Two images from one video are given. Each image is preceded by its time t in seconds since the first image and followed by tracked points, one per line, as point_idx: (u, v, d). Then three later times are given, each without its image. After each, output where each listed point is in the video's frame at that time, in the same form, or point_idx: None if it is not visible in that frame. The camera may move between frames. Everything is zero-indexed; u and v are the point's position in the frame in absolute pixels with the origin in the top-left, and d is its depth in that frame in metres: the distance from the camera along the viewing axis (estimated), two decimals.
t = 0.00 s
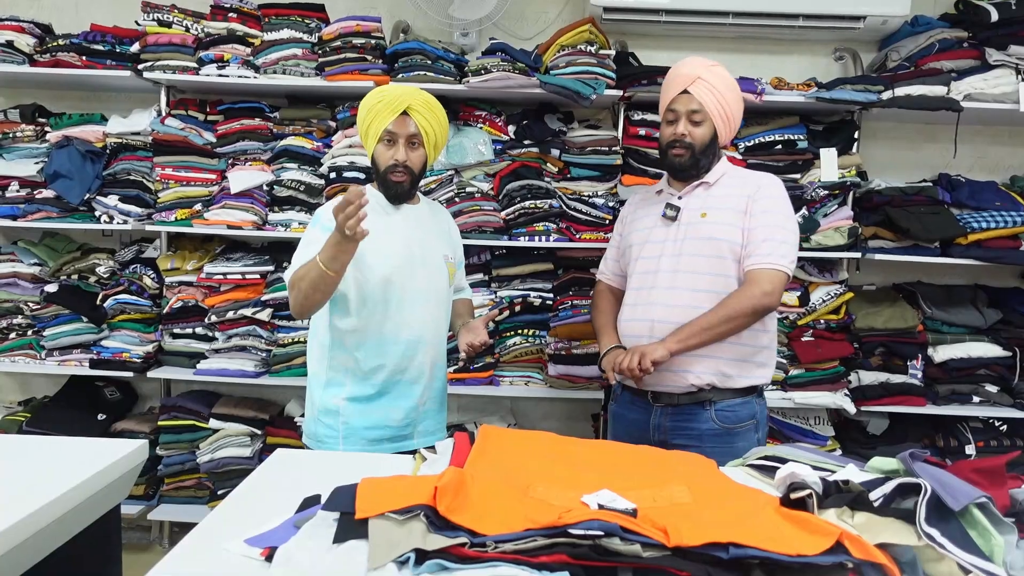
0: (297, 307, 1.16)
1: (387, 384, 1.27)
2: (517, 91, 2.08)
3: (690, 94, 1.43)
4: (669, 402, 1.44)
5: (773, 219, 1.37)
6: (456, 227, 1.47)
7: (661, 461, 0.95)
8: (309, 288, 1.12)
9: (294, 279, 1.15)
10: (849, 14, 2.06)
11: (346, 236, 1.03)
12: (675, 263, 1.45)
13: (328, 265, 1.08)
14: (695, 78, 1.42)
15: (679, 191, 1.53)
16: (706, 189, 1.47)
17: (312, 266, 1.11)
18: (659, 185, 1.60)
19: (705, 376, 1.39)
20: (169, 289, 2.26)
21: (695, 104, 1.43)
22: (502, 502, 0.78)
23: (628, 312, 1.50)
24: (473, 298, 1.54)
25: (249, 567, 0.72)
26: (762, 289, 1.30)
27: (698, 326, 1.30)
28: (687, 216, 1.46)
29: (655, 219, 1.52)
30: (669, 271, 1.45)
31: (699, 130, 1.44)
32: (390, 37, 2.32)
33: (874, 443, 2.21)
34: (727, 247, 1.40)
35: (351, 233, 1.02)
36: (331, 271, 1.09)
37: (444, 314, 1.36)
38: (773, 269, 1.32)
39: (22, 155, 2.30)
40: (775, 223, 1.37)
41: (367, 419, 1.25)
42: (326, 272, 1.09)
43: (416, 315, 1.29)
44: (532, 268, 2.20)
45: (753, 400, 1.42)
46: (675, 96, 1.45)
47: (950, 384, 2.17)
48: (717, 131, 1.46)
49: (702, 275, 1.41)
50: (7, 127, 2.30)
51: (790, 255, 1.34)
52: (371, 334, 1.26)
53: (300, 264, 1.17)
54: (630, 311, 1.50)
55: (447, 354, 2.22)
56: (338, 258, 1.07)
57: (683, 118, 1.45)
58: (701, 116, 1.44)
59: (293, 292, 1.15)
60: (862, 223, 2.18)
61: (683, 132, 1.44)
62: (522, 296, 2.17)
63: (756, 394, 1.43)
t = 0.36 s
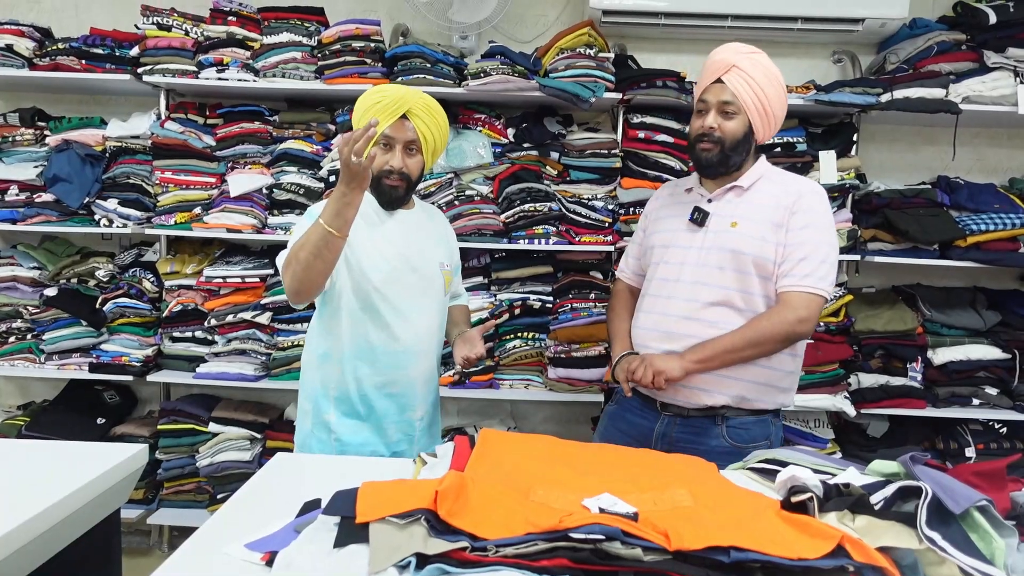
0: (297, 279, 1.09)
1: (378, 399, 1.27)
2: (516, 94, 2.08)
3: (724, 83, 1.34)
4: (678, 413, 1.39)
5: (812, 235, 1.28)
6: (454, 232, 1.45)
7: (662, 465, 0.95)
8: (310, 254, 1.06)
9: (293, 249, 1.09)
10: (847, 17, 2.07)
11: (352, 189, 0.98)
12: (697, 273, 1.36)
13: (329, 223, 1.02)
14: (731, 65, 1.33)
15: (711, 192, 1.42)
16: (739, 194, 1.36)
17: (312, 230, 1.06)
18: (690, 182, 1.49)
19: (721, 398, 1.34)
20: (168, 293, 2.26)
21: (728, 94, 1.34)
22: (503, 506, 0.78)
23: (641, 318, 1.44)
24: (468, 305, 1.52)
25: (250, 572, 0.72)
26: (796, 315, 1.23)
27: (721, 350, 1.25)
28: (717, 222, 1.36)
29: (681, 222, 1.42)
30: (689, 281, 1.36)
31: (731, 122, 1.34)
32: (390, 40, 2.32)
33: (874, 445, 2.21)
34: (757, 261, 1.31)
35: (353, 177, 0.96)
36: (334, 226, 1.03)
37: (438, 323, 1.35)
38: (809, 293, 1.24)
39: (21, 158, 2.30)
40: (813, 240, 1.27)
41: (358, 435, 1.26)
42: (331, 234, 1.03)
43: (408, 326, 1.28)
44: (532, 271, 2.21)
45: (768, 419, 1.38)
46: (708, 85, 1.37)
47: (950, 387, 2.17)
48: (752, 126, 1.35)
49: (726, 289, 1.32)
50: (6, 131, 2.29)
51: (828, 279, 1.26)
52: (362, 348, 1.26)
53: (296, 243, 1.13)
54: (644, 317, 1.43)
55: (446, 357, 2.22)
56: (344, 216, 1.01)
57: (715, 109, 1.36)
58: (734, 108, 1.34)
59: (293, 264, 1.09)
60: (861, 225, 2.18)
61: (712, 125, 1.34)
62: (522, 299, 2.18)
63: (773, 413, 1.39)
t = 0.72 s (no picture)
0: (289, 330, 1.06)
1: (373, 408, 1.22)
2: (519, 93, 2.08)
3: (721, 74, 1.33)
4: (684, 423, 1.38)
5: (823, 242, 1.28)
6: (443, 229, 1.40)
7: (664, 465, 0.94)
8: (302, 317, 1.02)
9: (285, 303, 1.04)
10: (850, 17, 2.06)
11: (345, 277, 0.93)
12: (703, 277, 1.34)
13: (324, 298, 0.98)
14: (728, 56, 1.33)
15: (717, 191, 1.40)
16: (747, 195, 1.35)
17: (306, 294, 1.00)
18: (688, 177, 1.46)
19: (729, 408, 1.34)
20: (171, 291, 2.26)
21: (726, 85, 1.33)
22: (505, 506, 0.78)
23: (645, 322, 1.41)
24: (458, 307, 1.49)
25: (252, 571, 0.72)
26: (810, 325, 1.24)
27: (734, 360, 1.24)
28: (724, 224, 1.34)
29: (685, 221, 1.40)
30: (696, 286, 1.35)
31: (729, 112, 1.33)
32: (392, 39, 2.32)
33: (876, 446, 2.21)
34: (766, 267, 1.30)
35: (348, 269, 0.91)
36: (329, 299, 0.97)
37: (433, 325, 1.30)
38: (822, 303, 1.25)
39: (24, 156, 2.30)
40: (824, 248, 1.27)
41: (352, 448, 1.21)
42: (322, 307, 0.99)
43: (402, 331, 1.23)
44: (534, 271, 2.20)
45: (772, 424, 1.38)
46: (706, 76, 1.37)
47: (952, 388, 2.17)
48: (753, 117, 1.33)
49: (733, 295, 1.31)
50: (9, 129, 2.30)
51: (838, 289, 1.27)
52: (354, 357, 1.20)
53: (291, 283, 1.07)
54: (646, 322, 1.41)
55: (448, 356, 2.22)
56: (338, 297, 0.97)
57: (711, 100, 1.36)
58: (732, 99, 1.33)
59: (285, 315, 1.04)
60: (864, 226, 2.18)
61: (709, 116, 1.34)
62: (524, 298, 2.17)
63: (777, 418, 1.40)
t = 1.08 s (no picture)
0: (271, 345, 1.03)
1: (364, 418, 1.18)
2: (520, 92, 2.08)
3: (674, 69, 1.33)
4: (670, 436, 1.34)
5: (790, 236, 1.33)
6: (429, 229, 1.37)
7: (664, 465, 0.94)
8: (285, 333, 0.99)
9: (266, 318, 1.00)
10: (851, 16, 2.06)
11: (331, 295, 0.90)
12: (683, 277, 1.32)
13: (308, 313, 0.94)
14: (678, 50, 1.33)
15: (680, 188, 1.39)
16: (711, 190, 1.35)
17: (288, 307, 0.97)
18: (640, 175, 1.44)
19: (717, 410, 1.32)
20: (171, 289, 2.26)
21: (681, 79, 1.33)
22: (504, 505, 0.78)
23: (624, 329, 1.35)
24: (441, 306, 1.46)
25: (252, 570, 0.72)
26: (788, 319, 1.29)
27: (722, 360, 1.23)
28: (697, 221, 1.33)
29: (654, 220, 1.36)
30: (677, 287, 1.32)
31: (687, 107, 1.33)
32: (393, 38, 2.32)
33: (876, 446, 2.21)
34: (746, 263, 1.31)
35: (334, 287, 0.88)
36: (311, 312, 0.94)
37: (424, 326, 1.27)
38: (793, 297, 1.30)
39: (24, 154, 2.30)
40: (791, 242, 1.32)
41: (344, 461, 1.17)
42: (305, 323, 0.95)
43: (390, 336, 1.19)
44: (534, 270, 2.20)
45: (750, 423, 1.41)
46: (657, 73, 1.35)
47: (952, 388, 2.17)
48: (709, 111, 1.34)
49: (716, 294, 1.31)
50: (9, 127, 2.29)
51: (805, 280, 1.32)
52: (341, 366, 1.16)
53: (271, 294, 1.03)
54: (627, 330, 1.34)
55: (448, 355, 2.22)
56: (323, 312, 0.94)
57: (667, 97, 1.35)
58: (688, 93, 1.33)
59: (266, 331, 1.01)
60: (864, 226, 2.18)
61: (667, 112, 1.33)
62: (524, 298, 2.15)
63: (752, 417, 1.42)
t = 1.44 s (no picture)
0: (264, 334, 1.01)
1: (364, 422, 1.18)
2: (521, 91, 2.08)
3: (632, 64, 1.29)
4: (653, 436, 1.32)
5: (752, 224, 1.36)
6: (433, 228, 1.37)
7: (666, 465, 0.94)
8: (279, 317, 0.98)
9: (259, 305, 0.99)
10: (853, 15, 2.06)
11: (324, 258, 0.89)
12: (660, 276, 1.32)
13: (303, 286, 0.93)
14: (634, 45, 1.29)
15: (644, 184, 1.39)
16: (676, 184, 1.37)
17: (280, 290, 0.95)
18: (602, 173, 1.42)
19: (702, 408, 1.33)
20: (173, 290, 2.26)
21: (642, 75, 1.30)
22: (506, 505, 0.78)
23: (606, 334, 1.33)
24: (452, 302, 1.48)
25: (254, 570, 0.72)
26: (758, 308, 1.31)
27: (704, 357, 1.23)
28: (668, 218, 1.34)
29: (625, 219, 1.35)
30: (655, 287, 1.32)
31: (652, 104, 1.31)
32: (394, 38, 2.32)
33: (878, 445, 2.21)
34: (717, 256, 1.33)
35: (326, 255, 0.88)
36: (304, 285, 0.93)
37: (427, 327, 1.27)
38: (759, 286, 1.33)
39: (26, 155, 2.31)
40: (755, 232, 1.35)
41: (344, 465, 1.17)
42: (301, 297, 0.94)
43: (390, 337, 1.19)
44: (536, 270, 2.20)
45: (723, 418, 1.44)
46: (614, 70, 1.31)
47: (954, 386, 2.17)
48: (669, 103, 1.33)
49: (693, 290, 1.32)
50: (11, 127, 2.30)
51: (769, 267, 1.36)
52: (340, 368, 1.16)
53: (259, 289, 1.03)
54: (609, 336, 1.32)
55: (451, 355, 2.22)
56: (316, 281, 0.93)
57: (630, 93, 1.32)
58: (650, 88, 1.31)
59: (260, 318, 0.99)
60: (866, 224, 2.17)
61: (635, 110, 1.30)
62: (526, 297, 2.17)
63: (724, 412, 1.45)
